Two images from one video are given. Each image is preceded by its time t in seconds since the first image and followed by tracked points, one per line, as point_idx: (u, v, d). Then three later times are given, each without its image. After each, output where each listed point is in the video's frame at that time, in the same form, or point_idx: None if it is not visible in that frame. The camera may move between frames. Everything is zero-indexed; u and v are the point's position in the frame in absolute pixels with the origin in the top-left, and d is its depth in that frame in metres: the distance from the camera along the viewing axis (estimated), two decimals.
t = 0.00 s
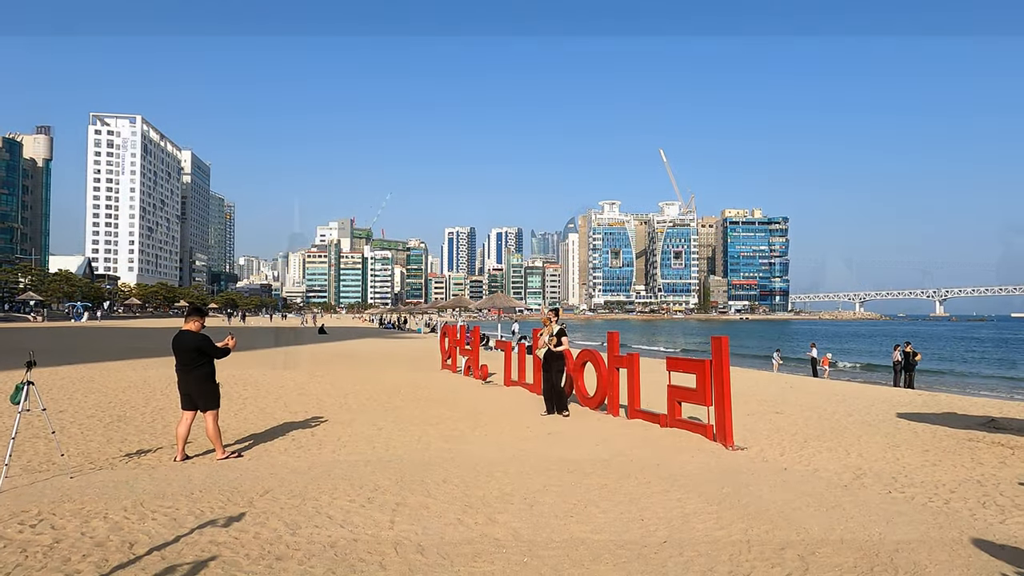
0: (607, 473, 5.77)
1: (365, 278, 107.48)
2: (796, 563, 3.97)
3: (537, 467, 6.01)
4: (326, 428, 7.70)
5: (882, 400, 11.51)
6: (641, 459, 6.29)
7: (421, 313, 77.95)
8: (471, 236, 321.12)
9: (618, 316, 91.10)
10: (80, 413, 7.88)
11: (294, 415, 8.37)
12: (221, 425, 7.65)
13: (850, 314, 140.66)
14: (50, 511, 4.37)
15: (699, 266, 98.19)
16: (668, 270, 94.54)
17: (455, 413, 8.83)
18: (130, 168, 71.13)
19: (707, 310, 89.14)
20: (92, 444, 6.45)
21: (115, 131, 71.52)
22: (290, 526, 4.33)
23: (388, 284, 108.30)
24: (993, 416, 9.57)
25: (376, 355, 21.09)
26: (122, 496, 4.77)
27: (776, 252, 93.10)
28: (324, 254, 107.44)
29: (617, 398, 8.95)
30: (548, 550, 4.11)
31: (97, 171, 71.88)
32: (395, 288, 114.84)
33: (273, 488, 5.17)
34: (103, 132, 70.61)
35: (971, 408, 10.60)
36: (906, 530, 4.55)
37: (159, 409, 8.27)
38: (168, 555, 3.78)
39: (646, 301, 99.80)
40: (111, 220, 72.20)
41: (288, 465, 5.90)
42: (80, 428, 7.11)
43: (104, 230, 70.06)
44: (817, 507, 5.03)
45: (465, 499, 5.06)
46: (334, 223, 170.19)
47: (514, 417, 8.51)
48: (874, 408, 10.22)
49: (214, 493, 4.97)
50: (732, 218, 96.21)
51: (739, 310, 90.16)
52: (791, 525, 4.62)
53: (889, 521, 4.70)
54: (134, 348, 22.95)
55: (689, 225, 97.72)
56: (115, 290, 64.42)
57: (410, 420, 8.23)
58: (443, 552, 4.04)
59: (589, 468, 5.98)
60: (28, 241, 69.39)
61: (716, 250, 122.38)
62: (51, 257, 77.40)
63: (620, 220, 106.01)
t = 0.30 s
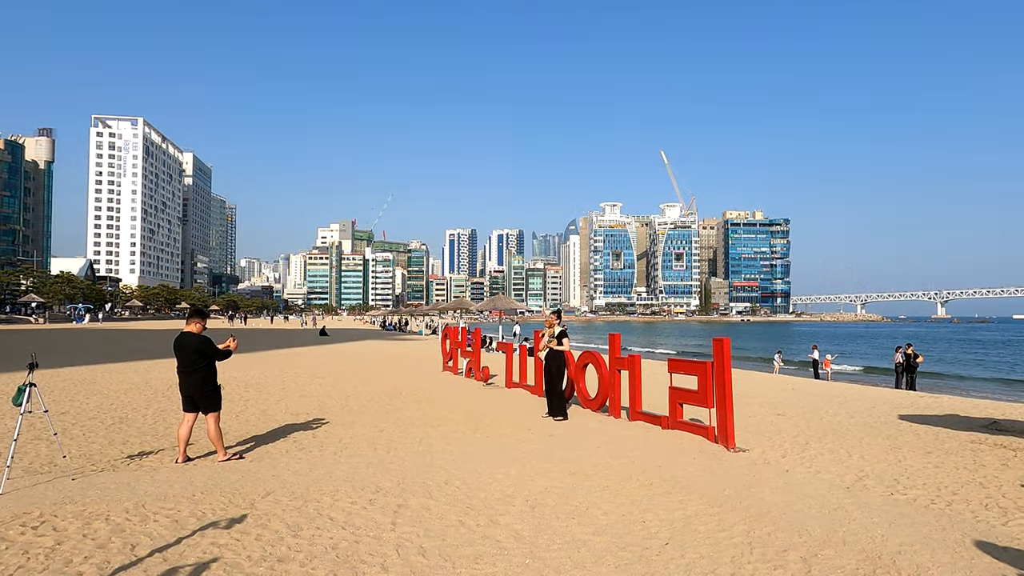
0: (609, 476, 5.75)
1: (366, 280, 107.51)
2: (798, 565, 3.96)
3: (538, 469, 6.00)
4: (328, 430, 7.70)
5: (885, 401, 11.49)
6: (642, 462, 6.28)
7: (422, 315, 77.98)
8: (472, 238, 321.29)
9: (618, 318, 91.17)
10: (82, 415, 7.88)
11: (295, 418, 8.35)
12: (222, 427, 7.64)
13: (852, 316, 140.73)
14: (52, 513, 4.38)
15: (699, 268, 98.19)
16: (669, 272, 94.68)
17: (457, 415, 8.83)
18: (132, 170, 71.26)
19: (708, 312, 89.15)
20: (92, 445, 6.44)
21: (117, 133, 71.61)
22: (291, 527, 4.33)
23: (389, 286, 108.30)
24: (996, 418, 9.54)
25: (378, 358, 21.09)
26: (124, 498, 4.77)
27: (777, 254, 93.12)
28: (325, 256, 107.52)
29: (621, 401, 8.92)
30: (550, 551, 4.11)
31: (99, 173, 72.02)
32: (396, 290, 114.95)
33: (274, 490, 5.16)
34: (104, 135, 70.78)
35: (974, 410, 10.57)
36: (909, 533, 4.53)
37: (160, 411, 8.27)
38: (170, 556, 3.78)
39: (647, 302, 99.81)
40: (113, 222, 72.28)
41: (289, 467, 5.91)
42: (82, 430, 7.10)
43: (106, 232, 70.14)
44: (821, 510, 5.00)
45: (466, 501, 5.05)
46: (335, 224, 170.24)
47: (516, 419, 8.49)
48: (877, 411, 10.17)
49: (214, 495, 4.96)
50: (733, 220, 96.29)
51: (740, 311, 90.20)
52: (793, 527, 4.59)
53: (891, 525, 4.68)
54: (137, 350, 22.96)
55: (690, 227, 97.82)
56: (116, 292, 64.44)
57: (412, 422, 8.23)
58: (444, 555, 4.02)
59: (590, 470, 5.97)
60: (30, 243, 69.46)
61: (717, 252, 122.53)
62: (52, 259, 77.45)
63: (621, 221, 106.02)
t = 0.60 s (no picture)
0: (608, 478, 5.76)
1: (365, 281, 107.48)
2: (797, 567, 3.96)
3: (537, 471, 6.00)
4: (326, 431, 7.70)
5: (883, 402, 11.51)
6: (641, 463, 6.28)
7: (421, 317, 78.02)
8: (470, 240, 321.19)
9: (617, 319, 91.17)
10: (79, 416, 7.87)
11: (292, 420, 8.34)
12: (220, 429, 7.63)
13: (850, 317, 141.11)
14: (50, 515, 4.37)
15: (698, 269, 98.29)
16: (667, 274, 94.71)
17: (455, 416, 8.81)
18: (130, 172, 71.18)
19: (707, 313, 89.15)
20: (90, 447, 6.43)
21: (115, 135, 71.52)
22: (290, 529, 4.32)
23: (387, 288, 108.19)
24: (993, 419, 9.54)
25: (376, 359, 21.08)
26: (122, 499, 4.77)
27: (775, 255, 93.24)
28: (323, 258, 107.44)
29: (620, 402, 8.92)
30: (549, 553, 4.10)
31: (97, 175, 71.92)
32: (394, 292, 114.84)
33: (273, 491, 5.16)
34: (103, 136, 70.76)
35: (972, 411, 10.59)
36: (907, 534, 4.53)
37: (159, 412, 8.27)
38: (168, 559, 3.77)
39: (645, 304, 99.91)
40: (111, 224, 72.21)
41: (288, 469, 5.90)
42: (79, 432, 7.09)
43: (104, 233, 70.05)
44: (820, 511, 5.00)
45: (464, 503, 5.04)
46: (335, 226, 170.19)
47: (515, 421, 8.49)
48: (876, 412, 10.17)
49: (213, 497, 4.95)
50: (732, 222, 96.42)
51: (739, 313, 90.30)
52: (792, 528, 4.58)
53: (890, 526, 4.68)
54: (135, 352, 22.92)
55: (689, 228, 97.86)
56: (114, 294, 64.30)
57: (411, 424, 8.23)
58: (443, 557, 4.02)
59: (589, 472, 5.97)
60: (28, 244, 69.43)
61: (715, 253, 122.61)
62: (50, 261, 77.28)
63: (619, 223, 106.07)
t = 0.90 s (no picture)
0: (603, 479, 5.76)
1: (359, 282, 107.30)
2: (790, 567, 3.97)
3: (532, 472, 6.01)
4: (320, 433, 7.67)
5: (875, 402, 11.57)
6: (635, 464, 6.29)
7: (416, 317, 77.99)
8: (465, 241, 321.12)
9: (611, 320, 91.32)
10: (71, 418, 7.83)
11: (286, 421, 8.32)
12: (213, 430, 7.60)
13: (844, 318, 141.48)
14: (43, 517, 4.35)
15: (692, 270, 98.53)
16: (661, 274, 94.93)
17: (450, 417, 8.81)
18: (123, 172, 70.93)
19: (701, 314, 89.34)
20: (82, 449, 6.40)
21: (107, 135, 71.24)
22: (283, 531, 4.32)
23: (382, 289, 108.02)
24: (985, 419, 9.60)
25: (371, 360, 21.07)
26: (115, 501, 4.75)
27: (769, 256, 93.54)
28: (317, 259, 107.19)
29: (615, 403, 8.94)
30: (543, 554, 4.10)
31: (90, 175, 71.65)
32: (389, 292, 114.71)
33: (266, 493, 5.14)
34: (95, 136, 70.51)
35: (964, 411, 10.66)
36: (900, 534, 4.55)
37: (151, 414, 8.23)
38: (161, 561, 3.76)
39: (639, 305, 100.06)
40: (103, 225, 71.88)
41: (282, 470, 5.89)
42: (71, 434, 7.06)
43: (96, 234, 69.73)
44: (813, 511, 5.02)
45: (458, 504, 5.04)
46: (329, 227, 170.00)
47: (510, 423, 8.50)
48: (869, 413, 10.21)
49: (206, 498, 4.94)
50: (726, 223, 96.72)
51: (733, 313, 90.55)
52: (785, 529, 4.60)
53: (883, 525, 4.70)
54: (128, 354, 22.83)
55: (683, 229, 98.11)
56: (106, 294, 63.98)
57: (405, 425, 8.22)
58: (437, 557, 4.02)
59: (584, 473, 5.98)
60: (20, 245, 69.03)
61: (709, 254, 122.94)
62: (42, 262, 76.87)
63: (613, 224, 106.17)
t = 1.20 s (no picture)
0: (591, 480, 5.76)
1: (347, 283, 106.90)
2: (778, 566, 3.99)
3: (521, 472, 6.01)
4: (308, 434, 7.64)
5: (862, 402, 11.67)
6: (623, 465, 6.31)
7: (405, 319, 77.78)
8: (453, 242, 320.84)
9: (600, 321, 91.50)
10: (53, 420, 7.73)
11: (272, 423, 8.27)
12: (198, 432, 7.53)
13: (830, 319, 142.67)
14: (24, 521, 4.29)
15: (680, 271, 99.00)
16: (650, 275, 95.35)
17: (438, 419, 8.78)
18: (109, 172, 70.34)
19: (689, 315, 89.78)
20: (63, 452, 6.33)
21: (92, 135, 70.63)
22: (270, 533, 4.29)
23: (370, 290, 107.74)
24: (969, 419, 9.70)
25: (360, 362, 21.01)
26: (99, 504, 4.70)
27: (757, 257, 94.09)
28: (305, 259, 106.68)
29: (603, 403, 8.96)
30: (531, 555, 4.10)
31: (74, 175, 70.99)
32: (377, 293, 114.49)
33: (252, 495, 5.10)
34: (80, 136, 69.82)
35: (948, 411, 10.78)
36: (886, 533, 4.58)
37: (137, 416, 8.16)
38: (146, 564, 3.72)
39: (628, 305, 100.35)
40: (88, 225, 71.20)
41: (268, 472, 5.86)
42: (53, 436, 6.98)
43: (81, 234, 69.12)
44: (799, 511, 5.05)
45: (445, 506, 5.02)
46: (317, 228, 169.49)
47: (499, 424, 8.50)
48: (857, 413, 10.28)
49: (191, 501, 4.89)
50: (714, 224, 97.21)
51: (721, 314, 91.04)
52: (774, 530, 4.61)
53: (867, 525, 4.73)
54: (113, 355, 22.63)
55: (671, 230, 98.56)
56: (91, 295, 63.39)
57: (393, 426, 8.20)
58: (423, 560, 4.01)
59: (572, 474, 5.98)
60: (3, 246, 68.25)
61: (697, 256, 123.48)
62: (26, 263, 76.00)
63: (602, 224, 106.37)
